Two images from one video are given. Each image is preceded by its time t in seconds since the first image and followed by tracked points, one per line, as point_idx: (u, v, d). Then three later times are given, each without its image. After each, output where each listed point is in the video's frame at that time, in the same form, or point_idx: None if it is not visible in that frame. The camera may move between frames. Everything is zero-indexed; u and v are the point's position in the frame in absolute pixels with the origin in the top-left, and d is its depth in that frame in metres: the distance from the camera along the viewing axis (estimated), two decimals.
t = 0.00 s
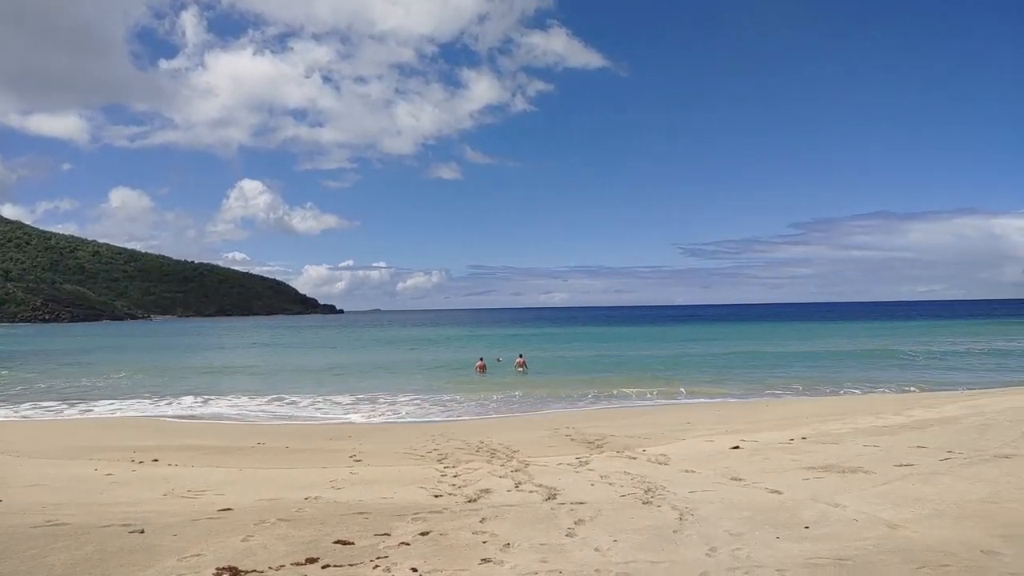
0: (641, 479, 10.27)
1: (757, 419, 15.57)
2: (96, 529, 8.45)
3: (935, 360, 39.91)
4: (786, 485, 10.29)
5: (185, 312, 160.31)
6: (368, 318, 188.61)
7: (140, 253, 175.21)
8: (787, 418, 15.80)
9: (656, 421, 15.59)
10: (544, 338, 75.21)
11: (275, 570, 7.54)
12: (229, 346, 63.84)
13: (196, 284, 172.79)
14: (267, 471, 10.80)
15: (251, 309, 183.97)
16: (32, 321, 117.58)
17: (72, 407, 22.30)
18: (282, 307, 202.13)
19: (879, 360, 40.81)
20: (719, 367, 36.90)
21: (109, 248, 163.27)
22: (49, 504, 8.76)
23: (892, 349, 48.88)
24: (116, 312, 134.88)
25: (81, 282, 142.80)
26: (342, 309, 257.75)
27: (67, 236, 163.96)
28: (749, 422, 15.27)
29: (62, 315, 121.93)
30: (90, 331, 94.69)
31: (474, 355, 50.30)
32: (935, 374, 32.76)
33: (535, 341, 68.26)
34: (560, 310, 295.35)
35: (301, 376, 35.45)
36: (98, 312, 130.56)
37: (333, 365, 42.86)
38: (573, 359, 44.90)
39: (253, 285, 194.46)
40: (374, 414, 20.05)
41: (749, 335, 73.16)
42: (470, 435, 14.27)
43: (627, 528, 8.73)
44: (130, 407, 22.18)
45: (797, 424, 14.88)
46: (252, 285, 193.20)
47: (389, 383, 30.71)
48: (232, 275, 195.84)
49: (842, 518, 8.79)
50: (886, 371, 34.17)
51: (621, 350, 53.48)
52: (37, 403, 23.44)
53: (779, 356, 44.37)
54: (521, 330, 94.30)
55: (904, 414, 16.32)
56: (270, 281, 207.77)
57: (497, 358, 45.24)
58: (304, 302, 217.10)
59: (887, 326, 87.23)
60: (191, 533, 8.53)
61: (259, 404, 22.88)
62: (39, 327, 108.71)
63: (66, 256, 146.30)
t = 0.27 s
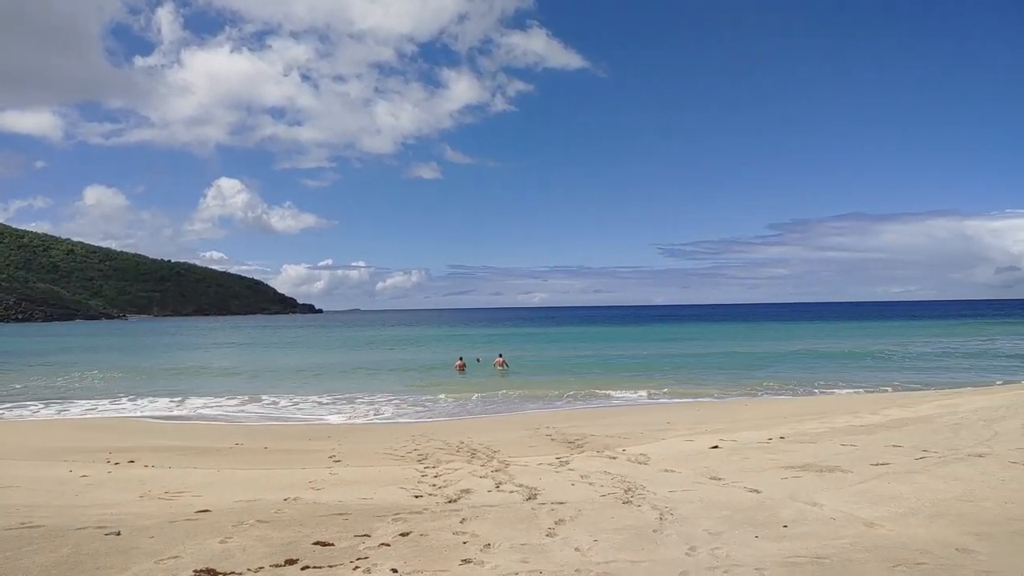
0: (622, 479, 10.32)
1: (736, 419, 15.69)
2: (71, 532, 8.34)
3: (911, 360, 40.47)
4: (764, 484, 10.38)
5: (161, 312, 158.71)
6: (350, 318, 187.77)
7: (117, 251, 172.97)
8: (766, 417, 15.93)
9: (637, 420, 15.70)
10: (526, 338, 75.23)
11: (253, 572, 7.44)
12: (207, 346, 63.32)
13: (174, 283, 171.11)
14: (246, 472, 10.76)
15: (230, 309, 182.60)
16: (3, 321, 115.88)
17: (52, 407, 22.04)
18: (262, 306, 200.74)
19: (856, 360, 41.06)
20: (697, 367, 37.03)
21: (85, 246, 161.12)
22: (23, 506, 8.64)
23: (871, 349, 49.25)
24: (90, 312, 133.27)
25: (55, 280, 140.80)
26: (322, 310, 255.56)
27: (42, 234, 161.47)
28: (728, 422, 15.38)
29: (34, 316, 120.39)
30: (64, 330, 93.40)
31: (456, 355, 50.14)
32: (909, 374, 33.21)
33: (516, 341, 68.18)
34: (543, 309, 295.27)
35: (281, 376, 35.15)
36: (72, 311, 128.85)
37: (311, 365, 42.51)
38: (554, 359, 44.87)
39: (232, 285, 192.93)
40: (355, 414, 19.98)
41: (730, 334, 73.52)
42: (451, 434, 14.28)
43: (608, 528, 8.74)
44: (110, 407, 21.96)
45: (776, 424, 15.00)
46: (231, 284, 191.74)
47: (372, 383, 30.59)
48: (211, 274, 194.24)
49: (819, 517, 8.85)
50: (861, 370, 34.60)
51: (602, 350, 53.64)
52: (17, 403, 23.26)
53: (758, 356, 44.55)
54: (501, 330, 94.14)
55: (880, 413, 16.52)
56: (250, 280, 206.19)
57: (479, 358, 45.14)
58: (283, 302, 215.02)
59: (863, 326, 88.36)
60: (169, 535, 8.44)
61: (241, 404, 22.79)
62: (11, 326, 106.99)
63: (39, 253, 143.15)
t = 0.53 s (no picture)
0: (614, 478, 10.33)
1: (728, 419, 15.72)
2: (62, 532, 8.30)
3: (899, 359, 40.61)
4: (756, 483, 10.41)
5: (152, 312, 158.04)
6: (343, 317, 187.26)
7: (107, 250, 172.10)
8: (758, 417, 15.95)
9: (629, 420, 15.71)
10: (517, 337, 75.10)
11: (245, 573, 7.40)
12: (197, 347, 63.12)
13: (164, 283, 170.50)
14: (237, 473, 10.74)
15: (222, 309, 182.02)
16: None
17: (44, 408, 21.96)
18: (255, 306, 200.13)
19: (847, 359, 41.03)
20: (688, 367, 36.98)
21: (74, 246, 160.42)
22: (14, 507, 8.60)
23: (862, 349, 49.31)
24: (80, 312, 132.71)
25: (44, 280, 140.08)
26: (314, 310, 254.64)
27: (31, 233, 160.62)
28: (719, 421, 15.40)
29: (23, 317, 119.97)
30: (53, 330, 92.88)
31: (448, 355, 50.01)
32: (898, 373, 33.32)
33: (508, 341, 68.05)
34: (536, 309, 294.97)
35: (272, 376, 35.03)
36: (61, 310, 128.23)
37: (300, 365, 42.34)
38: (546, 359, 44.78)
39: (224, 284, 192.30)
40: (347, 414, 19.95)
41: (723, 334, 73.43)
42: (443, 434, 14.26)
43: (600, 528, 8.74)
44: (102, 408, 21.85)
45: (767, 423, 15.03)
46: (223, 284, 191.22)
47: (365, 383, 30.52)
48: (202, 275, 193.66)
49: (811, 516, 8.87)
50: (850, 370, 34.67)
51: (594, 349, 53.60)
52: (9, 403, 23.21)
53: (749, 355, 44.49)
54: (493, 330, 93.91)
55: (871, 413, 16.54)
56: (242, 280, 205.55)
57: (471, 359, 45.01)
58: (274, 302, 214.11)
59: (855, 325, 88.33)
60: (161, 535, 8.41)
61: (234, 404, 22.76)
62: None
63: (27, 253, 142.04)
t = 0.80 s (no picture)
0: (613, 478, 10.33)
1: (726, 418, 15.70)
2: (61, 532, 8.29)
3: (898, 359, 40.55)
4: (755, 483, 10.39)
5: (150, 311, 158.04)
6: (342, 317, 187.03)
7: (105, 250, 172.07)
8: (756, 417, 15.91)
9: (628, 420, 15.67)
10: (516, 337, 74.93)
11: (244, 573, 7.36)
12: (195, 346, 63.10)
13: (162, 283, 170.58)
14: (236, 472, 10.73)
15: (220, 309, 182.01)
16: None
17: (44, 407, 21.95)
18: (253, 305, 200.16)
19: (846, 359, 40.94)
20: (686, 367, 36.80)
21: (73, 245, 160.58)
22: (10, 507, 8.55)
23: (860, 349, 49.20)
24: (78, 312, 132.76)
25: (42, 279, 140.07)
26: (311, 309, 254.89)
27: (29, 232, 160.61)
28: (718, 421, 15.36)
29: (21, 317, 120.25)
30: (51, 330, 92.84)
31: (446, 355, 49.89)
32: (896, 373, 33.27)
33: (507, 340, 67.85)
34: (535, 308, 294.68)
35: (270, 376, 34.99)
36: (59, 310, 128.27)
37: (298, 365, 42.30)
38: (544, 359, 44.64)
39: (223, 284, 192.25)
40: (345, 414, 19.90)
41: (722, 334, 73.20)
42: (441, 433, 14.23)
43: (599, 527, 8.74)
44: (100, 407, 21.81)
45: (766, 423, 14.98)
46: (221, 284, 191.29)
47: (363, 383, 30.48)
48: (200, 274, 193.73)
49: (811, 516, 8.86)
50: (848, 370, 34.55)
51: (592, 349, 53.49)
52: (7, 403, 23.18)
53: (746, 355, 44.29)
54: (492, 330, 93.67)
55: (870, 413, 16.49)
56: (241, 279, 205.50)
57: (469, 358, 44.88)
58: (272, 302, 213.89)
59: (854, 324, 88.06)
60: (159, 535, 8.39)
61: (234, 403, 22.77)
62: None
63: (24, 253, 141.83)
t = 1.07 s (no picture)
0: (616, 478, 10.31)
1: (729, 418, 15.67)
2: (64, 532, 8.29)
3: (900, 359, 40.43)
4: (758, 483, 10.37)
5: (151, 312, 158.12)
6: (343, 317, 186.97)
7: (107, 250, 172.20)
8: (758, 416, 15.87)
9: (631, 419, 15.65)
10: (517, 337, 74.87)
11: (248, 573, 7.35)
12: (197, 347, 63.13)
13: (164, 283, 170.69)
14: (238, 472, 10.72)
15: (222, 309, 182.07)
16: None
17: (46, 407, 21.99)
18: (255, 305, 200.23)
19: (848, 359, 40.85)
20: (688, 367, 36.75)
21: (74, 245, 160.80)
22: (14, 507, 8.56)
23: (862, 349, 49.02)
24: (80, 312, 132.82)
25: (44, 280, 140.24)
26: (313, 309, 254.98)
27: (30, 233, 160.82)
28: (721, 420, 15.34)
29: (23, 317, 120.41)
30: (54, 330, 93.04)
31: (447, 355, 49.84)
32: (899, 373, 33.15)
33: (508, 340, 67.80)
34: (536, 308, 294.46)
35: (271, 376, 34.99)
36: (60, 310, 128.36)
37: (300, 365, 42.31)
38: (546, 359, 44.58)
39: (224, 284, 192.38)
40: (348, 414, 19.89)
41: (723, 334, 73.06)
42: (443, 433, 14.22)
43: (602, 527, 8.72)
44: (102, 407, 21.84)
45: (768, 423, 14.94)
46: (222, 284, 191.36)
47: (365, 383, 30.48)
48: (202, 274, 193.90)
49: (814, 515, 8.84)
50: (851, 370, 34.44)
51: (594, 349, 53.42)
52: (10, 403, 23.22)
53: (749, 355, 44.22)
54: (494, 330, 93.62)
55: (872, 412, 16.46)
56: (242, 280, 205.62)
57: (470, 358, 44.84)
58: (273, 302, 213.89)
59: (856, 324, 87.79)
60: (162, 535, 8.40)
61: (236, 404, 22.79)
62: None
63: (26, 253, 142.03)
